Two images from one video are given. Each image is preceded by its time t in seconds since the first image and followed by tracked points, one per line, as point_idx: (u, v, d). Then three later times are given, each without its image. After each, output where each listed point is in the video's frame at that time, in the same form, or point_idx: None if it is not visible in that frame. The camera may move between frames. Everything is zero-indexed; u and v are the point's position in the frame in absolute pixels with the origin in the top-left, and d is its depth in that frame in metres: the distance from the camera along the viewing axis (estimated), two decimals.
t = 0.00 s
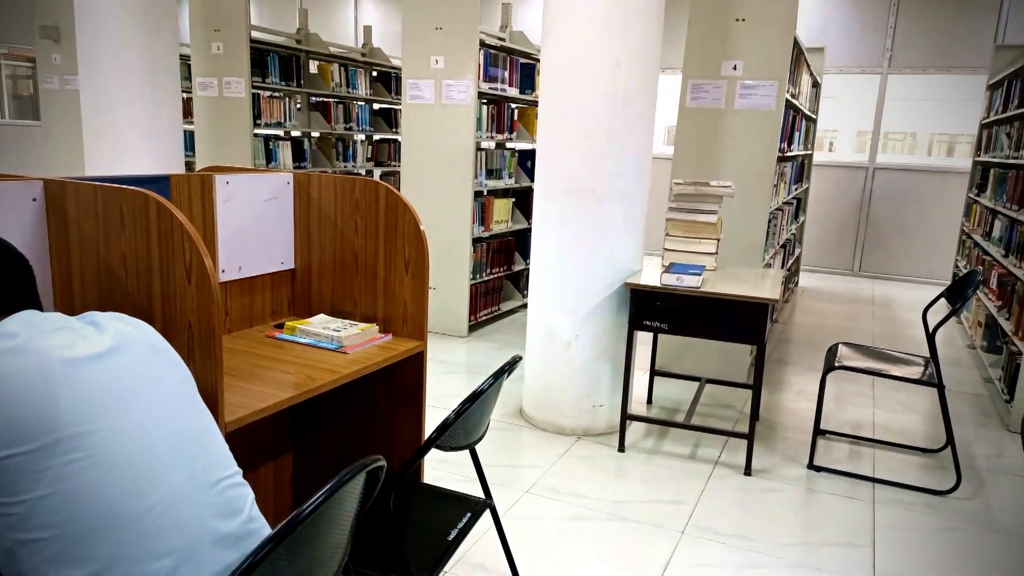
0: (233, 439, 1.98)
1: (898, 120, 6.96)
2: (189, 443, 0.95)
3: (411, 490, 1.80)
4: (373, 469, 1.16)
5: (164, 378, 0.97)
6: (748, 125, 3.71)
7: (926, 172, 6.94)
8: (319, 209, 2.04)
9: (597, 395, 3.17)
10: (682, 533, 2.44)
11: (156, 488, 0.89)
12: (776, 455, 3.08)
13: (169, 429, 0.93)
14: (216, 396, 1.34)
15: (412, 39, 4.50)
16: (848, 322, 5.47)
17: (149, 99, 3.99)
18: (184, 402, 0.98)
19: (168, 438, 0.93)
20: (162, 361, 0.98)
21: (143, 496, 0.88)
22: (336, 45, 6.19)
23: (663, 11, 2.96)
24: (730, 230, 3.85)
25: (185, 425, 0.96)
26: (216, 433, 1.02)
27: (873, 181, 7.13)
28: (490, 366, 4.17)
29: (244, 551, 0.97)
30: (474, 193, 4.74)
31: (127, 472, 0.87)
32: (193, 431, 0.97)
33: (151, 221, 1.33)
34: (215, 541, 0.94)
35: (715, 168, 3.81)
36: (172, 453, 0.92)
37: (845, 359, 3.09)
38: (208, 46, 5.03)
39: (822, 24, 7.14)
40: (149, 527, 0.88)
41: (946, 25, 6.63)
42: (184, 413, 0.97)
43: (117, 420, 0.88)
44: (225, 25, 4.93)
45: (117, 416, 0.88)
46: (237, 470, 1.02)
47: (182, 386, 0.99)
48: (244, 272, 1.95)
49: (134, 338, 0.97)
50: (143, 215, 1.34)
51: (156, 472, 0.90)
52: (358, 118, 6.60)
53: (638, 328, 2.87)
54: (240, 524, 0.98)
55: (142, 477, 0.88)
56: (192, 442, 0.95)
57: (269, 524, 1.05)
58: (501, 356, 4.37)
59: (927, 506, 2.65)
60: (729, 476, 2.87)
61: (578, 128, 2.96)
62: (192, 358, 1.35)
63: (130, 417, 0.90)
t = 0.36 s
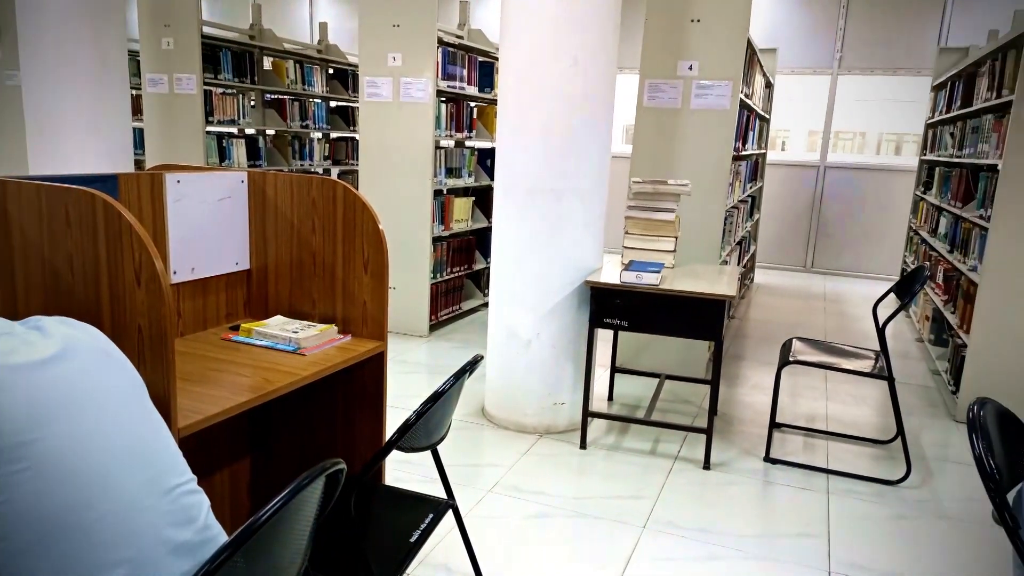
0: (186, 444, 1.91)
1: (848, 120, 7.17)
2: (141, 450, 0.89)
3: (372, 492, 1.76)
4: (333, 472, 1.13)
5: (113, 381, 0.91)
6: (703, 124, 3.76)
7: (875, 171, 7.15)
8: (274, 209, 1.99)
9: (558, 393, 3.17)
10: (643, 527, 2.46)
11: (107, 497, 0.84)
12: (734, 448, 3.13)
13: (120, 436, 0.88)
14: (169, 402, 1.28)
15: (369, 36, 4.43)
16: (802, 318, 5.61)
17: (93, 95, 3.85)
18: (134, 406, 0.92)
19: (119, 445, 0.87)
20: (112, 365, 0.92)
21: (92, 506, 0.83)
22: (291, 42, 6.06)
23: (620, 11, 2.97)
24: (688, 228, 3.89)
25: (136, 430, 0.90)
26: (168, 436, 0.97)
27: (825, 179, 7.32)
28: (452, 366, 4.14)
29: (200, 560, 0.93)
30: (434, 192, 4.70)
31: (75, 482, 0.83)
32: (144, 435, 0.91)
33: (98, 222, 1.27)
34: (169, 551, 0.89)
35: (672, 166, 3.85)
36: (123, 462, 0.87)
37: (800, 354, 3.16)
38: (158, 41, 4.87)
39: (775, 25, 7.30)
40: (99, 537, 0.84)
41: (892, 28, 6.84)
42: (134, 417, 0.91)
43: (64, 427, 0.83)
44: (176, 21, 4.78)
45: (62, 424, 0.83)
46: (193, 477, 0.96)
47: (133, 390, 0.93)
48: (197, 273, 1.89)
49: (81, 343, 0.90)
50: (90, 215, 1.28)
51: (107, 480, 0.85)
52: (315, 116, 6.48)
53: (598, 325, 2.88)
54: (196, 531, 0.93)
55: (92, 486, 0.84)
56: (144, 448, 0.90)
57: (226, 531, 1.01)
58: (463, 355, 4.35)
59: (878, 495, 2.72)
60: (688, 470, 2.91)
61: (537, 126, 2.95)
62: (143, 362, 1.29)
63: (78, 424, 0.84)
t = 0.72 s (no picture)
0: (138, 450, 1.84)
1: (801, 120, 7.34)
2: (92, 459, 0.85)
3: (333, 494, 1.72)
4: (293, 476, 1.10)
5: (63, 387, 0.85)
6: (661, 123, 3.80)
7: (826, 169, 7.34)
8: (229, 208, 1.93)
9: (521, 392, 3.16)
10: (606, 523, 2.47)
11: (54, 508, 0.81)
12: (694, 443, 3.17)
13: (70, 444, 0.83)
14: (121, 408, 1.23)
15: (325, 32, 4.36)
16: (759, 314, 5.72)
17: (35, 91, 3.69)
18: (85, 411, 0.87)
19: (68, 455, 0.83)
20: (61, 370, 0.87)
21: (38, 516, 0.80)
22: (245, 38, 5.92)
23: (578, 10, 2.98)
24: (648, 226, 3.93)
25: (86, 437, 0.85)
26: (120, 441, 0.92)
27: (779, 177, 7.48)
28: (414, 366, 4.10)
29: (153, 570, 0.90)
30: (394, 191, 4.65)
31: (20, 492, 0.79)
32: (95, 444, 0.86)
33: (46, 221, 1.21)
34: (120, 562, 0.86)
35: (632, 165, 3.88)
36: (72, 471, 0.83)
37: (757, 349, 3.22)
38: (106, 36, 4.69)
39: (729, 27, 7.43)
40: (45, 548, 0.81)
41: (843, 31, 7.03)
42: (85, 424, 0.86)
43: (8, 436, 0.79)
44: (125, 15, 4.61)
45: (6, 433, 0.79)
46: (146, 485, 0.93)
47: (86, 395, 0.88)
48: (149, 274, 1.82)
49: (28, 345, 0.85)
50: (36, 215, 1.22)
51: (54, 490, 0.81)
52: (271, 114, 6.34)
53: (561, 323, 2.89)
54: (150, 540, 0.90)
55: (37, 497, 0.80)
56: (96, 457, 0.85)
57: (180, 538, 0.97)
58: (424, 355, 4.31)
59: (832, 486, 2.79)
60: (650, 465, 2.93)
61: (498, 124, 2.93)
62: (92, 369, 1.23)
63: (23, 433, 0.80)
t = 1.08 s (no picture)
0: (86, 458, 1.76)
1: (753, 120, 7.51)
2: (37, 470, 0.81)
3: (291, 500, 1.67)
4: (248, 482, 1.06)
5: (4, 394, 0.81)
6: (618, 122, 3.83)
7: (778, 168, 7.52)
8: (179, 208, 1.86)
9: (482, 391, 3.15)
10: (568, 520, 2.48)
11: None
12: (653, 438, 3.20)
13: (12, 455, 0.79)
14: (67, 416, 1.17)
15: (279, 28, 4.26)
16: (715, 309, 5.82)
17: None
18: (28, 419, 0.82)
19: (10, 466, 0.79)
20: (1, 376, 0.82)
21: None
22: (196, 33, 5.74)
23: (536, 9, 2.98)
24: (607, 225, 3.95)
25: (31, 446, 0.81)
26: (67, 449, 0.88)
27: (734, 175, 7.62)
28: (373, 366, 4.04)
29: None
30: (351, 190, 4.57)
31: None
32: (40, 454, 0.82)
33: None
34: None
35: (591, 163, 3.90)
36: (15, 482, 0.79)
37: (714, 345, 3.27)
38: (48, 30, 4.49)
39: (684, 27, 7.53)
40: None
41: (793, 33, 7.20)
42: (29, 431, 0.82)
43: None
44: (68, 8, 4.42)
45: None
46: (95, 494, 0.89)
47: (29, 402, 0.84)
48: (96, 276, 1.74)
49: None
50: None
51: None
52: (224, 111, 6.17)
53: (521, 322, 2.88)
54: (100, 551, 0.86)
55: None
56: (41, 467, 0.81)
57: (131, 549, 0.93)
58: (384, 355, 4.25)
59: (787, 477, 2.86)
60: (611, 461, 2.95)
61: (457, 122, 2.91)
62: (36, 375, 1.17)
63: None
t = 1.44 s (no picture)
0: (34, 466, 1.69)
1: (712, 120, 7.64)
2: None
3: (252, 504, 1.63)
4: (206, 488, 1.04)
5: None
6: (579, 121, 3.84)
7: (736, 167, 7.65)
8: (131, 207, 1.80)
9: (446, 390, 3.12)
10: (532, 518, 2.47)
11: None
12: (617, 435, 3.22)
13: None
14: (15, 423, 1.12)
15: (234, 24, 4.15)
16: (676, 307, 5.90)
17: None
18: None
19: None
20: None
21: None
22: (148, 28, 5.58)
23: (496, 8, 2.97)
24: (569, 223, 3.96)
25: None
26: (14, 458, 0.85)
27: (693, 174, 7.74)
28: (335, 367, 3.98)
29: None
30: (310, 188, 4.49)
31: None
32: None
33: None
34: None
35: (552, 162, 3.90)
36: None
37: (675, 342, 3.31)
38: None
39: (643, 27, 7.60)
40: None
41: (749, 34, 7.33)
42: None
43: None
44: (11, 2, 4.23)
45: None
46: (43, 504, 0.86)
47: None
48: (45, 278, 1.67)
49: None
50: None
51: None
52: (178, 108, 6.01)
53: (484, 321, 2.87)
54: (49, 563, 0.83)
55: None
56: None
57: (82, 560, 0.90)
58: (346, 356, 4.19)
59: (746, 471, 2.91)
60: (574, 459, 2.96)
61: (418, 120, 2.88)
62: None
63: None
